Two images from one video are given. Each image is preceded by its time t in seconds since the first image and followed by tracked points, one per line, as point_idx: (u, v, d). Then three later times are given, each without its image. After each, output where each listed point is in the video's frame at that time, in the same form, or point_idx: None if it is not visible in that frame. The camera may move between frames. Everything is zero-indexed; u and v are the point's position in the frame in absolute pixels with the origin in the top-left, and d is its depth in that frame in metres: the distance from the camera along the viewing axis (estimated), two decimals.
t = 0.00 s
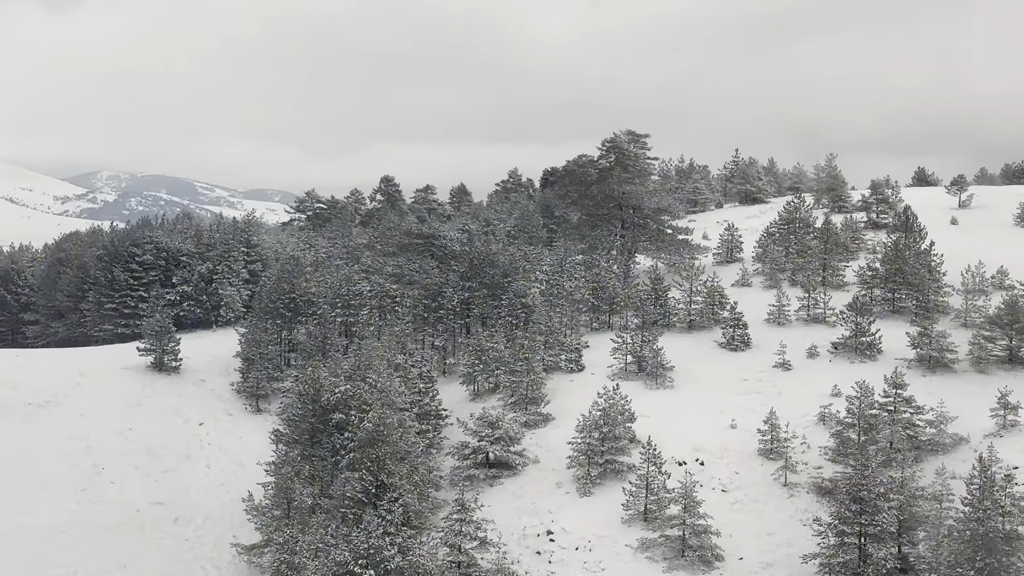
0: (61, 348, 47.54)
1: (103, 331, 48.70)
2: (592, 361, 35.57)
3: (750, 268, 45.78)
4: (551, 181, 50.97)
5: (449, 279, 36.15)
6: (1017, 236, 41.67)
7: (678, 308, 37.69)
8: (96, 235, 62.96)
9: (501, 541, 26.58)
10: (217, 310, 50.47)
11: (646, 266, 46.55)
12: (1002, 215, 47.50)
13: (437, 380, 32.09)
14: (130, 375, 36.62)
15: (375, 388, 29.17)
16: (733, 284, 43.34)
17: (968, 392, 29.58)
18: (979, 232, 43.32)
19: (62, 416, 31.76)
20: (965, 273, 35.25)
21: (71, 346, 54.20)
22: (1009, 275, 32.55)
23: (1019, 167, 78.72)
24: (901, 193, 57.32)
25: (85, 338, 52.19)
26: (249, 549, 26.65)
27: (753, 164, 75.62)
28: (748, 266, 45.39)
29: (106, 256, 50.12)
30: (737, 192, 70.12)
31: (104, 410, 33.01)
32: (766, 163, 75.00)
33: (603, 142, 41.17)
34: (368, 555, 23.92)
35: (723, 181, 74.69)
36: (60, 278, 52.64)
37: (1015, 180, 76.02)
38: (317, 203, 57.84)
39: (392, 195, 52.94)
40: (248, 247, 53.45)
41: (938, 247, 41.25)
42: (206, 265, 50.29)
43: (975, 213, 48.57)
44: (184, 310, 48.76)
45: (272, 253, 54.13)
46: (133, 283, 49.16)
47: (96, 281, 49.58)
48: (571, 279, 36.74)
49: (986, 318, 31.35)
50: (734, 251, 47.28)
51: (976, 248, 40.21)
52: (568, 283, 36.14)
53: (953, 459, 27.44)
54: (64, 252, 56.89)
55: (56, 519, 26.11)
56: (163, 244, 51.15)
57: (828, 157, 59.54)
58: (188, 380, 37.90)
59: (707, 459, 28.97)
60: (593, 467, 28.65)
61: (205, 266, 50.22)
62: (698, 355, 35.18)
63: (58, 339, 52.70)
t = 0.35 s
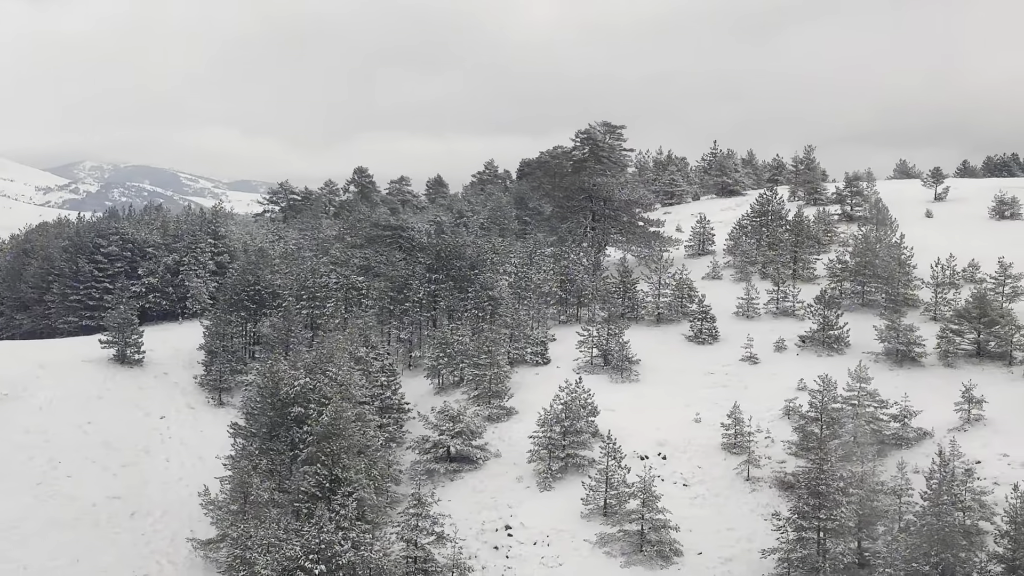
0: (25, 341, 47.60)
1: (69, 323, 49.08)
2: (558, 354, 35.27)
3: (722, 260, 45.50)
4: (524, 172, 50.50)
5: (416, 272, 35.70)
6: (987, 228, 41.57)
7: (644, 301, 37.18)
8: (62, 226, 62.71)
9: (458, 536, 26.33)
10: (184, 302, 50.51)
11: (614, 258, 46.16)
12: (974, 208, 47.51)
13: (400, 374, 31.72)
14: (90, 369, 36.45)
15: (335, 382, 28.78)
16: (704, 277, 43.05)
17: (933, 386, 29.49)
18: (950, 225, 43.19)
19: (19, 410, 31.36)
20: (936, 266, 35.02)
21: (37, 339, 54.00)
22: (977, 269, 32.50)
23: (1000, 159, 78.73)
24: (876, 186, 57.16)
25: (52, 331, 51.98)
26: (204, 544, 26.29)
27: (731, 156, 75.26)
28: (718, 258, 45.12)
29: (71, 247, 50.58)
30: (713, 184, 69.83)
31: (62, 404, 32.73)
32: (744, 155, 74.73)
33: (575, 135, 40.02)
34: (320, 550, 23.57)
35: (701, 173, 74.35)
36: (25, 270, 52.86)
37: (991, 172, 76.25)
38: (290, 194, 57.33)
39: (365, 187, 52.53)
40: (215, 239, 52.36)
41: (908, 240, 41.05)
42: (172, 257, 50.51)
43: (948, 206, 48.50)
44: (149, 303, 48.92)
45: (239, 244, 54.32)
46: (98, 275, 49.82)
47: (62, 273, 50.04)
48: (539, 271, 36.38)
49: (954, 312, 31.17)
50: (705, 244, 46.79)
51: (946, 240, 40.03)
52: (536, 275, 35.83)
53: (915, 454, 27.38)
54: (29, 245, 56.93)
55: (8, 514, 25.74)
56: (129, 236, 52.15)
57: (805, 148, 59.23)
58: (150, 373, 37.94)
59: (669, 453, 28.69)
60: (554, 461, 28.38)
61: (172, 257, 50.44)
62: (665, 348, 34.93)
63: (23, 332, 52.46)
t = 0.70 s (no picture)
0: None
1: (32, 314, 48.90)
2: (520, 346, 35.22)
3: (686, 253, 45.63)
4: (494, 164, 50.23)
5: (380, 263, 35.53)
6: (950, 222, 41.76)
7: (606, 293, 37.05)
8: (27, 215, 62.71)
9: (412, 528, 26.33)
10: (148, 293, 51.98)
11: (579, 251, 46.24)
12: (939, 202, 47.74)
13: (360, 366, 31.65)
14: (50, 360, 36.33)
15: (291, 374, 28.72)
16: (668, 269, 43.11)
17: (891, 379, 29.57)
18: (914, 218, 43.32)
19: None
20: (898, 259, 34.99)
21: None
22: (938, 263, 32.61)
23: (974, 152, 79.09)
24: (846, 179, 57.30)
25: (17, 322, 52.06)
26: (158, 536, 26.28)
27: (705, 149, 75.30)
28: (682, 251, 45.21)
29: (34, 238, 50.69)
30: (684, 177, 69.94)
31: (20, 395, 32.61)
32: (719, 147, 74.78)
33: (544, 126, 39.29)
34: (268, 543, 23.51)
35: (675, 165, 74.33)
36: None
37: (961, 166, 76.81)
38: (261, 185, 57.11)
39: (336, 178, 52.25)
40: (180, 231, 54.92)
41: (871, 233, 41.16)
42: (137, 248, 51.63)
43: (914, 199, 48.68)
44: (113, 294, 50.19)
45: (205, 235, 55.22)
46: (62, 266, 49.88)
47: (25, 264, 50.34)
48: (503, 264, 36.28)
49: (914, 305, 31.20)
50: (671, 237, 47.30)
51: (907, 233, 40.13)
52: (500, 268, 35.74)
53: (871, 446, 27.44)
54: None
55: None
56: (93, 226, 52.13)
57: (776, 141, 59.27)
58: (111, 364, 37.92)
59: (626, 445, 28.70)
60: (510, 453, 28.35)
61: (136, 249, 51.53)
62: (626, 341, 34.92)
63: None
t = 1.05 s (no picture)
0: None
1: None
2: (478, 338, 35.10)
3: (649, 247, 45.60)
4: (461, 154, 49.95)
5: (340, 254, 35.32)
6: (910, 216, 42.02)
7: (567, 285, 36.91)
8: None
9: (363, 521, 26.27)
10: (109, 284, 52.41)
11: (540, 243, 46.40)
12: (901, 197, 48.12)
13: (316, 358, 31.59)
14: (7, 352, 36.07)
15: (245, 366, 28.55)
16: (630, 263, 43.09)
17: (846, 372, 29.61)
18: (876, 212, 43.52)
19: None
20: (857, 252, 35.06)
21: None
22: (895, 256, 32.71)
23: (944, 146, 79.99)
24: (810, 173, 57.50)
25: None
26: (108, 529, 26.15)
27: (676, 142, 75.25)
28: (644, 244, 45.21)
29: None
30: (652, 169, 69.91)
31: None
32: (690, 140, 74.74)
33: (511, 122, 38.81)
34: (213, 535, 23.40)
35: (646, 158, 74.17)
36: None
37: (929, 160, 77.61)
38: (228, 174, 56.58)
39: (303, 169, 51.94)
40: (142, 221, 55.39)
41: (830, 227, 41.27)
42: (98, 240, 52.23)
43: (877, 194, 48.99)
44: (74, 285, 50.66)
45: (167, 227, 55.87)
46: (22, 257, 50.04)
47: None
48: (464, 257, 36.17)
49: (870, 298, 31.25)
50: (634, 230, 47.09)
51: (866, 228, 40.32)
52: (460, 260, 35.63)
53: (824, 439, 27.44)
54: None
55: None
56: (54, 217, 52.20)
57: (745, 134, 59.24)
58: (68, 356, 37.77)
59: (579, 438, 28.68)
60: (463, 446, 28.30)
61: (97, 240, 52.14)
62: (584, 332, 34.88)
63: None
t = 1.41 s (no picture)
0: None
1: None
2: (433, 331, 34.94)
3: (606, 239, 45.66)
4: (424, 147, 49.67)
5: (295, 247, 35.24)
6: (866, 210, 42.41)
7: (523, 277, 36.80)
8: None
9: (309, 514, 26.07)
10: (66, 276, 52.37)
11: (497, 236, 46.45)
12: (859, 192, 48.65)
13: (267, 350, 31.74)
14: None
15: (193, 358, 28.42)
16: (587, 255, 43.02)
17: (797, 365, 29.61)
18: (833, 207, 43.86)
19: None
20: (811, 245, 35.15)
21: None
22: (848, 250, 32.84)
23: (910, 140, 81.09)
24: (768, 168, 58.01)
25: None
26: (52, 522, 26.00)
27: (642, 137, 75.53)
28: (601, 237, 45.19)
29: None
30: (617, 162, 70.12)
31: None
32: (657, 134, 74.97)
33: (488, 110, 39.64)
34: (153, 528, 22.85)
35: (612, 151, 74.30)
36: None
37: (894, 153, 78.63)
38: (191, 166, 56.11)
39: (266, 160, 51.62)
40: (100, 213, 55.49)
41: (786, 221, 41.48)
42: (53, 231, 52.18)
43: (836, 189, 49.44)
44: (30, 278, 50.67)
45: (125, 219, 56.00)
46: None
47: None
48: (420, 250, 36.17)
49: (823, 292, 31.26)
50: (592, 223, 47.42)
51: (821, 223, 40.62)
52: (416, 253, 35.65)
53: (771, 431, 27.51)
54: None
55: None
56: (9, 209, 52.16)
57: (709, 128, 59.38)
58: (19, 349, 37.63)
59: (529, 430, 28.63)
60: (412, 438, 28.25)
61: (53, 232, 52.10)
62: (538, 324, 34.74)
63: None
